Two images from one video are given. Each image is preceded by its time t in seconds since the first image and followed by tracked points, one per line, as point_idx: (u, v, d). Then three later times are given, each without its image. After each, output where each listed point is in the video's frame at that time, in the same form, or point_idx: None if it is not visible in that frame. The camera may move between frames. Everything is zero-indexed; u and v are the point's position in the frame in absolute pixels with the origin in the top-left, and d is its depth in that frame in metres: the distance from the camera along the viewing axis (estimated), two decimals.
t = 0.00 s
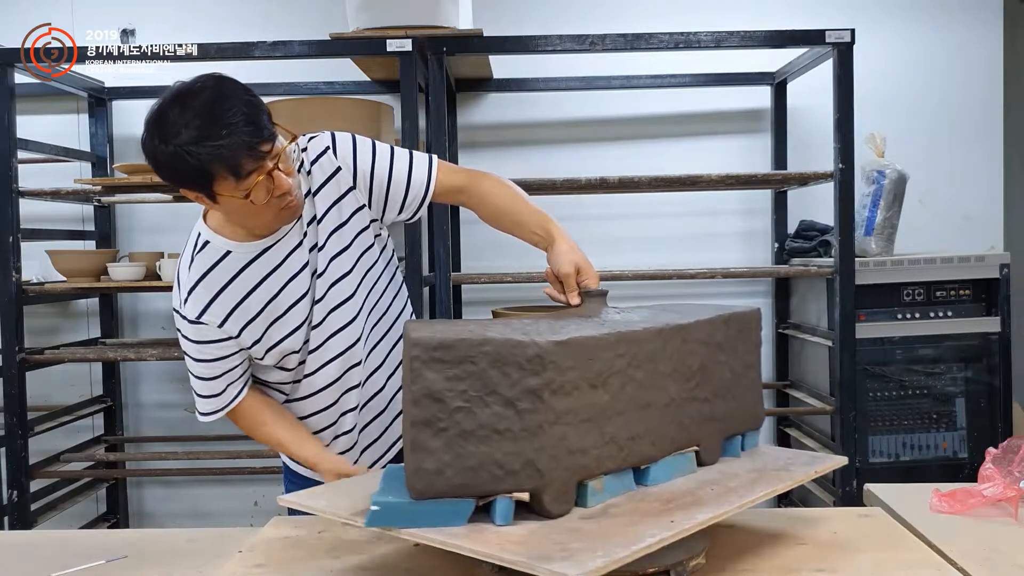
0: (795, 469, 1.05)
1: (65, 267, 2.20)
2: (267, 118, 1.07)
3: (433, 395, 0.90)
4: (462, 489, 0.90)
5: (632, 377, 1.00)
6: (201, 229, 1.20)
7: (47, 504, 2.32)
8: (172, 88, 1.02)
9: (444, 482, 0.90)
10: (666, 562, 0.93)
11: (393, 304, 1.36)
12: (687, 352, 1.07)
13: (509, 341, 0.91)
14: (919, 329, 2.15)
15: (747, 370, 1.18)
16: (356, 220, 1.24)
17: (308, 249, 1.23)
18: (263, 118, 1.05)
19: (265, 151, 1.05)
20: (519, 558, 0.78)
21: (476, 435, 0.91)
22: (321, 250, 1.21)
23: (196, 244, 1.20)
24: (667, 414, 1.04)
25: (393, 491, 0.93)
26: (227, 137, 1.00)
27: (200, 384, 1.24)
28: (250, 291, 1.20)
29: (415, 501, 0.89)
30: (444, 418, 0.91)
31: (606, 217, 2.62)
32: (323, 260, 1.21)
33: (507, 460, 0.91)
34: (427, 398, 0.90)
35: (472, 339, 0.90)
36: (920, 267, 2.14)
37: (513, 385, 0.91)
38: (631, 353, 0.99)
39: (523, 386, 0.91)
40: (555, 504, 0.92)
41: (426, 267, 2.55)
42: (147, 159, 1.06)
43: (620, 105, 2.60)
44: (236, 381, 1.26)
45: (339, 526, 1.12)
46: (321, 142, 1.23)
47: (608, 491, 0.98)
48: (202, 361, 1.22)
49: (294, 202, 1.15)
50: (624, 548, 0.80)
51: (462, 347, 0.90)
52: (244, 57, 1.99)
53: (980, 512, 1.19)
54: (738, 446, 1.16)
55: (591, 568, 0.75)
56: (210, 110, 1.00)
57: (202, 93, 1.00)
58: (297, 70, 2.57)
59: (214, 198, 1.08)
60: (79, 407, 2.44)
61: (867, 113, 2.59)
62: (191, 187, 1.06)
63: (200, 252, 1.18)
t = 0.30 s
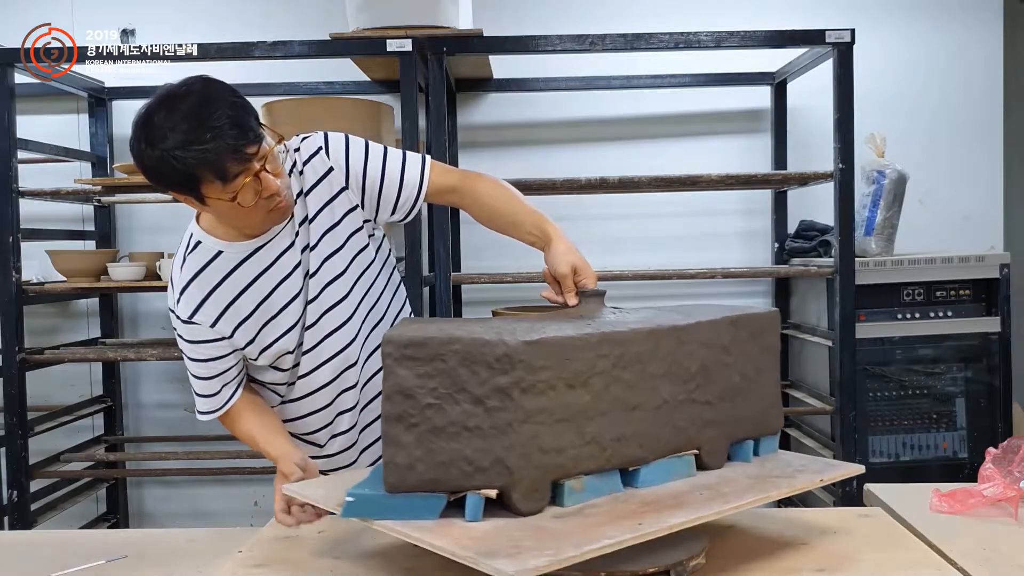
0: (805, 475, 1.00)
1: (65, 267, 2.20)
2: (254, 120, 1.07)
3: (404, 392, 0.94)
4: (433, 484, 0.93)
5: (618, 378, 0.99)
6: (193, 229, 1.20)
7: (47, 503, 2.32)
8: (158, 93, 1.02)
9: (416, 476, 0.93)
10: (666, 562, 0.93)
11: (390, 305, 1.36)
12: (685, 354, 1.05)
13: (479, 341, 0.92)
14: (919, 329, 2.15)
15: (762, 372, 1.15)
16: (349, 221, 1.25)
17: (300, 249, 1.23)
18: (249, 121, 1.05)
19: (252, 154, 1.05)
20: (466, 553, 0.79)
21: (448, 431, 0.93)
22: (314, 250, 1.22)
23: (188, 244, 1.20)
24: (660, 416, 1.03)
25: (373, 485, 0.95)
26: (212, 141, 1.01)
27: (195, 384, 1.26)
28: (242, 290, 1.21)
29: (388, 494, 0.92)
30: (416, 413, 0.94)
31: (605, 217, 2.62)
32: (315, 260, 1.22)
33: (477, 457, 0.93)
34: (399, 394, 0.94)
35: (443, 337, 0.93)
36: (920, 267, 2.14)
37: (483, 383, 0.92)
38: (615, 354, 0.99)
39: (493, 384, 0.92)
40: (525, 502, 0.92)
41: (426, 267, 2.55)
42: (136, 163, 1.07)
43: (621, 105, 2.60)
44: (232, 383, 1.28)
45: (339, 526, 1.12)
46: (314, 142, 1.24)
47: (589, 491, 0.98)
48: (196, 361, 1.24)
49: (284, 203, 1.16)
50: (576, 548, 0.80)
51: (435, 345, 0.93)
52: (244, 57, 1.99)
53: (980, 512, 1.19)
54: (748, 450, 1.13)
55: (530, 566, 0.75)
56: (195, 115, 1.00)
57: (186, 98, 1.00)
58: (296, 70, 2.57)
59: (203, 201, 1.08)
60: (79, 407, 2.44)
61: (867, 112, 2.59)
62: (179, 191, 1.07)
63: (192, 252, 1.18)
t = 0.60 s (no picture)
0: (806, 481, 0.99)
1: (64, 268, 2.20)
2: (244, 116, 1.07)
3: (388, 390, 0.95)
4: (415, 481, 0.95)
5: (606, 378, 0.99)
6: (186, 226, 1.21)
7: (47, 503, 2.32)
8: (148, 90, 1.03)
9: (399, 472, 0.94)
10: (667, 562, 0.93)
11: (387, 307, 1.35)
12: (682, 355, 1.04)
13: (459, 340, 0.93)
14: (920, 329, 2.15)
15: (771, 374, 1.13)
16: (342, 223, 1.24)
17: (292, 248, 1.23)
18: (239, 117, 1.05)
19: (242, 149, 1.05)
20: (434, 548, 0.81)
21: (429, 428, 0.95)
22: (306, 250, 1.22)
23: (182, 242, 1.22)
24: (653, 417, 1.03)
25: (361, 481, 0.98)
26: (201, 136, 1.01)
27: (194, 380, 1.28)
28: (234, 287, 1.22)
29: (374, 488, 0.95)
30: (399, 411, 0.95)
31: (606, 217, 2.61)
32: (306, 260, 1.22)
33: (458, 455, 0.94)
34: (383, 392, 0.95)
35: (423, 334, 0.94)
36: (920, 267, 2.14)
37: (464, 381, 0.93)
38: (602, 354, 0.99)
39: (473, 383, 0.93)
40: (505, 499, 0.93)
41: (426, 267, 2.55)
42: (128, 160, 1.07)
43: (621, 105, 2.60)
44: (225, 376, 1.30)
45: (338, 526, 1.12)
46: (308, 142, 1.24)
47: (576, 491, 0.98)
48: (190, 356, 1.26)
49: (272, 200, 1.16)
50: (541, 547, 0.80)
51: (417, 343, 0.94)
52: (244, 57, 1.99)
53: (980, 512, 1.19)
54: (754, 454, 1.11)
55: (490, 563, 0.76)
56: (185, 111, 1.00)
57: (177, 95, 1.01)
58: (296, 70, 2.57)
59: (193, 196, 1.08)
60: (79, 407, 2.45)
61: (866, 112, 2.59)
62: (168, 187, 1.07)
63: (185, 250, 1.20)
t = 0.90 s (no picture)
0: (806, 484, 0.99)
1: (63, 267, 2.20)
2: (245, 109, 1.07)
3: (380, 389, 0.96)
4: (405, 479, 0.95)
5: (599, 377, 0.99)
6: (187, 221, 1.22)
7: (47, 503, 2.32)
8: (151, 82, 1.03)
9: (390, 470, 0.95)
10: (667, 562, 0.93)
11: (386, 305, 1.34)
12: (679, 355, 1.04)
13: (448, 339, 0.93)
14: (920, 329, 2.15)
15: (772, 375, 1.13)
16: (341, 220, 1.24)
17: (290, 245, 1.23)
18: (239, 110, 1.05)
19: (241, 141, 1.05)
20: (416, 546, 0.81)
21: (418, 427, 0.95)
22: (303, 247, 1.22)
23: (182, 237, 1.22)
24: (648, 417, 1.03)
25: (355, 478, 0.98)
26: (201, 127, 1.01)
27: (195, 372, 1.28)
28: (232, 283, 1.22)
29: (367, 485, 0.95)
30: (391, 410, 0.96)
31: (605, 217, 2.61)
32: (304, 257, 1.22)
33: (449, 453, 0.94)
34: (374, 390, 0.96)
35: (414, 334, 0.94)
36: (919, 267, 2.14)
37: (454, 380, 0.94)
38: (595, 354, 0.99)
39: (462, 382, 0.94)
40: (495, 498, 0.93)
41: (426, 267, 2.55)
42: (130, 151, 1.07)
43: (621, 104, 2.60)
44: (226, 370, 1.29)
45: (336, 526, 1.12)
46: (309, 140, 1.24)
47: (568, 491, 0.98)
48: (190, 350, 1.26)
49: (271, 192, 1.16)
50: (522, 546, 0.80)
51: (408, 342, 0.95)
52: (244, 57, 1.99)
53: (980, 512, 1.19)
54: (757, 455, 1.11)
55: (465, 561, 0.76)
56: (186, 103, 1.01)
57: (178, 87, 1.01)
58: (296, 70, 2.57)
59: (193, 187, 1.09)
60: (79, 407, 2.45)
61: (866, 113, 2.59)
62: (168, 178, 1.07)
63: (185, 245, 1.21)
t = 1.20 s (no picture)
0: (806, 484, 0.99)
1: (63, 267, 2.20)
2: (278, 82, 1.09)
3: (380, 389, 0.96)
4: (406, 478, 0.95)
5: (599, 377, 0.99)
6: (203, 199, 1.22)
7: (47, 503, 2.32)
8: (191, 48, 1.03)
9: (391, 469, 0.95)
10: (667, 562, 0.93)
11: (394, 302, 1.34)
12: (679, 355, 1.04)
13: (448, 339, 0.93)
14: (920, 329, 2.15)
15: (773, 375, 1.13)
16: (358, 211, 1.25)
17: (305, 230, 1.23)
18: (274, 81, 1.06)
19: (275, 110, 1.06)
20: (416, 546, 0.81)
21: (419, 427, 0.95)
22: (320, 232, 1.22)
23: (198, 214, 1.22)
24: (648, 417, 1.03)
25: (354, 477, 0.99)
26: (242, 87, 1.01)
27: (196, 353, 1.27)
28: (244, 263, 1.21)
29: (366, 485, 0.95)
30: (391, 410, 0.96)
31: (604, 217, 2.61)
32: (320, 243, 1.22)
33: (449, 453, 0.94)
34: (374, 390, 0.96)
35: (414, 334, 0.95)
36: (919, 267, 2.14)
37: (453, 380, 0.94)
38: (594, 354, 0.98)
39: (462, 382, 0.94)
40: (494, 498, 0.93)
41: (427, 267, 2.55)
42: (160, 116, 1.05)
43: (621, 104, 2.60)
44: (230, 352, 1.28)
45: (336, 526, 1.12)
46: (335, 130, 1.26)
47: (567, 491, 0.98)
48: (194, 328, 1.25)
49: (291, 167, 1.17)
50: (524, 545, 0.80)
51: (408, 342, 0.95)
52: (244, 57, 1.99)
53: (980, 512, 1.19)
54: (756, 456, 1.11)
55: (466, 561, 0.76)
56: (228, 65, 1.01)
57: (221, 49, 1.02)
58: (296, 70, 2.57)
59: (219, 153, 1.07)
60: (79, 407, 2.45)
61: (867, 113, 2.59)
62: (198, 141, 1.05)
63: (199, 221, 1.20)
